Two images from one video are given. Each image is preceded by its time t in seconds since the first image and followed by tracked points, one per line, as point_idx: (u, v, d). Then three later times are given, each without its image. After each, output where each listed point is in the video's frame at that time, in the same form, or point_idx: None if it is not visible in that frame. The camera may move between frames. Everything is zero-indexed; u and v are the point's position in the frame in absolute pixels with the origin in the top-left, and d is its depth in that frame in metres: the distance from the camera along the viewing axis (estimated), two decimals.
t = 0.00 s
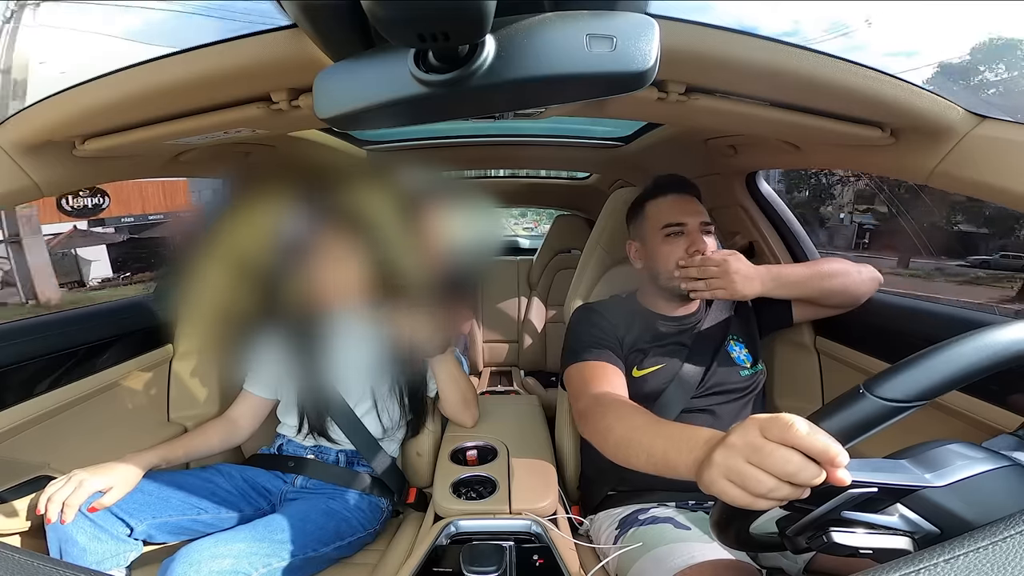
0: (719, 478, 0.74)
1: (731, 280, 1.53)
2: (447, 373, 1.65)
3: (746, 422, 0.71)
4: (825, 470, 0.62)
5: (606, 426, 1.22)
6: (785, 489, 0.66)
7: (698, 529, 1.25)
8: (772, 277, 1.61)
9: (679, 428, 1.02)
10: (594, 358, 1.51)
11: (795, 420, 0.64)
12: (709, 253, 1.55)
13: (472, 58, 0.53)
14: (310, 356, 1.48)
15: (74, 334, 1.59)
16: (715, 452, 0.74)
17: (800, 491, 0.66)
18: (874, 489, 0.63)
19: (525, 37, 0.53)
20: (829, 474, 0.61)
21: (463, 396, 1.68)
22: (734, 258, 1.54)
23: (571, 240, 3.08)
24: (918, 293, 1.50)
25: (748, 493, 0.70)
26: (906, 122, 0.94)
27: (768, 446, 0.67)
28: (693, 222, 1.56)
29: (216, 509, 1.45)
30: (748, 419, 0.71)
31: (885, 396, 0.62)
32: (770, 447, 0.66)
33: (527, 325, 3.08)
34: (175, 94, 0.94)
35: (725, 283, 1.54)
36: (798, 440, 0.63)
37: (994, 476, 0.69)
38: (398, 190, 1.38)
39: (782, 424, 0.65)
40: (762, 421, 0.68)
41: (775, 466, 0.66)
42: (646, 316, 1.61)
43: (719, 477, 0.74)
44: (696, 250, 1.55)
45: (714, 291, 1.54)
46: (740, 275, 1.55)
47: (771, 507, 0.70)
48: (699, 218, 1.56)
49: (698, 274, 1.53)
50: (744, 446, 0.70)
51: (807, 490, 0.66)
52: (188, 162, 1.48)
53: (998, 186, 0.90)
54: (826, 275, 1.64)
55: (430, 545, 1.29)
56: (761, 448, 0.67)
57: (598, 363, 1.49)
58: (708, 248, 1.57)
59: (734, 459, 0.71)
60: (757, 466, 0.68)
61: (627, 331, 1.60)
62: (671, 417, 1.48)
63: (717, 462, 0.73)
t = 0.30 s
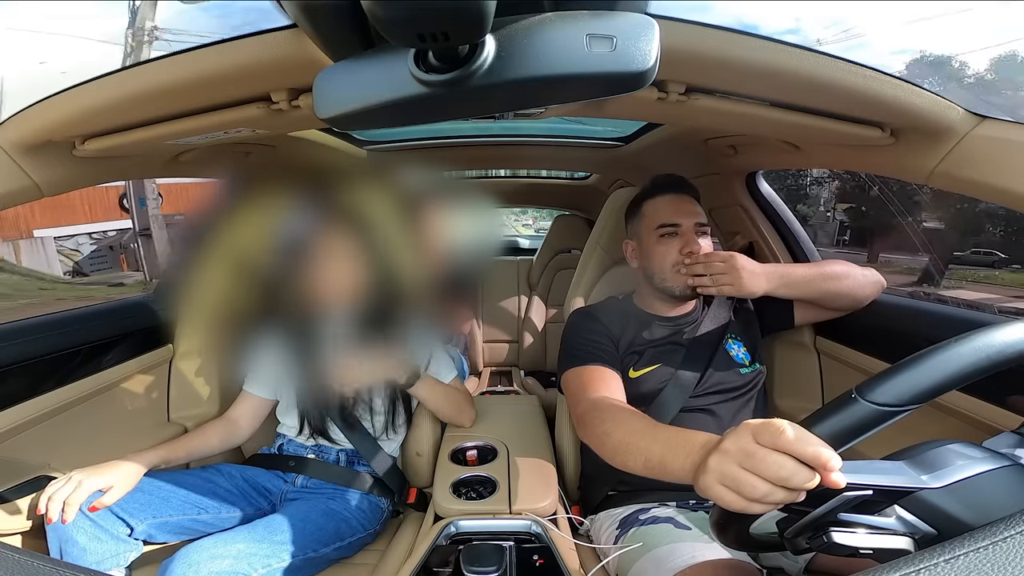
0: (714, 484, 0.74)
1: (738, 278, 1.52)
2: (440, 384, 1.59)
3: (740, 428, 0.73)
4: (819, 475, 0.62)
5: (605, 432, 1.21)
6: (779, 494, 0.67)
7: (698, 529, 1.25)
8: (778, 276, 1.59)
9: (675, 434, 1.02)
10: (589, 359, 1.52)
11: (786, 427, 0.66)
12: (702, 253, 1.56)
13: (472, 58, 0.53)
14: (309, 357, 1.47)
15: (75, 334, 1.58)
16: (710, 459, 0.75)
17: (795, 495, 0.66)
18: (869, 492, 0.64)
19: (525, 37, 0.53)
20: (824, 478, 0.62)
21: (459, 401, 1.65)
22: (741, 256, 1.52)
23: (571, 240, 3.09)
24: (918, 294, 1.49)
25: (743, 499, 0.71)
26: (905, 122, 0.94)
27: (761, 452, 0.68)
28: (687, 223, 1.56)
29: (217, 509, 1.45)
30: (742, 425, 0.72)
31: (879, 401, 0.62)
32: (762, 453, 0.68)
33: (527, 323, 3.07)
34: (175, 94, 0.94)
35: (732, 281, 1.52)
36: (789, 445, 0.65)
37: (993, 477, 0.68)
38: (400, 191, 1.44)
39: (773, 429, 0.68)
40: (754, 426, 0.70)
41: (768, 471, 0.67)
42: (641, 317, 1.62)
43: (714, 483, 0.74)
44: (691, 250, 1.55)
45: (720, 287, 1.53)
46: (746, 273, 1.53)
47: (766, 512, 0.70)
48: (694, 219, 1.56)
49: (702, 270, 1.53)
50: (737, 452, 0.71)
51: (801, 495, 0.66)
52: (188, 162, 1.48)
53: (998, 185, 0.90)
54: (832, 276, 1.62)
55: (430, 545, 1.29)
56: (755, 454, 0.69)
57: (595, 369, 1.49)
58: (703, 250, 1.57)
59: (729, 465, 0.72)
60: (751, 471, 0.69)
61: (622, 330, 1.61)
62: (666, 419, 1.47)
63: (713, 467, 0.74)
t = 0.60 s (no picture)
0: (713, 485, 0.74)
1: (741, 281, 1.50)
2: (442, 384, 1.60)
3: (740, 429, 0.73)
4: (817, 476, 0.62)
5: (604, 432, 1.21)
6: (778, 495, 0.67)
7: (697, 529, 1.25)
8: (781, 279, 1.59)
9: (675, 433, 1.02)
10: (588, 360, 1.52)
11: (784, 428, 0.66)
12: (700, 256, 1.56)
13: (472, 58, 0.53)
14: (309, 356, 1.48)
15: (74, 334, 1.58)
16: (709, 460, 0.75)
17: (794, 496, 0.66)
18: (868, 492, 0.64)
19: (525, 37, 0.53)
20: (822, 479, 0.62)
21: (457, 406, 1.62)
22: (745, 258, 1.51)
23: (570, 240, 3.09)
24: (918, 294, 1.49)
25: (742, 500, 0.71)
26: (905, 122, 0.94)
27: (760, 453, 0.68)
28: (687, 225, 1.56)
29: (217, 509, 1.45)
30: (741, 426, 0.72)
31: (877, 403, 0.62)
32: (761, 454, 0.68)
33: (527, 323, 3.07)
34: (175, 94, 0.94)
35: (736, 283, 1.51)
36: (788, 447, 0.65)
37: (993, 477, 0.68)
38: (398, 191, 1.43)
39: (772, 431, 0.67)
40: (753, 427, 0.70)
41: (767, 472, 0.67)
42: (641, 318, 1.62)
43: (714, 484, 0.74)
44: (691, 253, 1.55)
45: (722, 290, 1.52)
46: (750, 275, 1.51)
47: (765, 513, 0.70)
48: (693, 221, 1.56)
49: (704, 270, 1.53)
50: (736, 453, 0.71)
51: (801, 496, 0.66)
52: (188, 162, 1.48)
53: (998, 185, 0.90)
54: (835, 278, 1.62)
55: (430, 545, 1.29)
56: (754, 455, 0.69)
57: (593, 370, 1.49)
58: (703, 252, 1.57)
59: (728, 466, 0.72)
60: (750, 472, 0.69)
61: (621, 330, 1.61)
62: (665, 420, 1.47)
63: (712, 468, 0.74)
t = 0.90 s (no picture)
0: (714, 484, 0.74)
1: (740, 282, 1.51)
2: (440, 381, 1.58)
3: (741, 428, 0.73)
4: (820, 475, 0.63)
5: (605, 431, 1.21)
6: (780, 494, 0.67)
7: (698, 529, 1.25)
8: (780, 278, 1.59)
9: (675, 433, 1.02)
10: (589, 360, 1.52)
11: (788, 427, 0.66)
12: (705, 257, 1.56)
13: (472, 58, 0.53)
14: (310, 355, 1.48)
15: (73, 334, 1.58)
16: (711, 459, 0.75)
17: (796, 495, 0.66)
18: (869, 492, 0.64)
19: (525, 37, 0.53)
20: (824, 478, 0.62)
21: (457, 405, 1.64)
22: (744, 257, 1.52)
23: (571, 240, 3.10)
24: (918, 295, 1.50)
25: (744, 499, 0.71)
26: (905, 122, 0.94)
27: (762, 452, 0.68)
28: (692, 226, 1.56)
29: (217, 509, 1.46)
30: (742, 425, 0.72)
31: (879, 402, 0.62)
32: (764, 452, 0.68)
33: (527, 323, 3.07)
34: (175, 94, 0.94)
35: (735, 283, 1.51)
36: (791, 446, 0.65)
37: (993, 477, 0.69)
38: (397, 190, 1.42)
39: (774, 429, 0.68)
40: (755, 426, 0.70)
41: (770, 471, 0.67)
42: (642, 318, 1.62)
43: (715, 482, 0.74)
44: (696, 254, 1.56)
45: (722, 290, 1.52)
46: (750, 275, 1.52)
47: (767, 512, 0.70)
48: (698, 222, 1.56)
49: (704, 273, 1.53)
50: (738, 451, 0.71)
51: (802, 495, 0.66)
52: (188, 162, 1.48)
53: (998, 185, 0.90)
54: (836, 277, 1.61)
55: (430, 545, 1.29)
56: (756, 454, 0.69)
57: (593, 368, 1.49)
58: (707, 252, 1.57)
59: (730, 465, 0.72)
60: (752, 471, 0.69)
61: (622, 330, 1.60)
62: (667, 418, 1.47)
63: (714, 467, 0.74)
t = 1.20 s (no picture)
0: (717, 480, 0.74)
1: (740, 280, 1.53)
2: (447, 371, 1.61)
3: (746, 423, 0.73)
4: (825, 472, 0.63)
5: (605, 430, 1.22)
6: (783, 491, 0.67)
7: (697, 529, 1.25)
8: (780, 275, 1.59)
9: (675, 433, 1.02)
10: (589, 359, 1.52)
11: (793, 423, 0.66)
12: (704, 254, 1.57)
13: (472, 58, 0.53)
14: (310, 355, 1.48)
15: (72, 334, 1.59)
16: (714, 455, 0.75)
17: (801, 492, 0.67)
18: (873, 489, 0.64)
19: (524, 37, 0.53)
20: (829, 476, 0.62)
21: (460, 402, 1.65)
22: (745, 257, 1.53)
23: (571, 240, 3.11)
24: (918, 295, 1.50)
25: (747, 496, 0.71)
26: (905, 122, 0.94)
27: (766, 448, 0.68)
28: (690, 224, 1.56)
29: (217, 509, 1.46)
30: (748, 421, 0.72)
31: (885, 398, 0.62)
32: (768, 449, 0.68)
33: (528, 324, 3.08)
34: (174, 94, 0.94)
35: (736, 281, 1.53)
36: (797, 443, 0.65)
37: (993, 476, 0.69)
38: (396, 188, 1.40)
39: (779, 426, 0.67)
40: (761, 422, 0.69)
41: (774, 468, 0.67)
42: (642, 318, 1.62)
43: (718, 479, 0.74)
44: (694, 251, 1.56)
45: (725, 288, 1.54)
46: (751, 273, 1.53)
47: (770, 509, 0.70)
48: (696, 220, 1.56)
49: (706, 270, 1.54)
50: (742, 447, 0.71)
51: (807, 491, 0.66)
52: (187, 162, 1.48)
53: (997, 186, 0.90)
54: (837, 277, 1.61)
55: (430, 545, 1.29)
56: (761, 451, 0.68)
57: (594, 368, 1.49)
58: (704, 250, 1.58)
59: (734, 461, 0.72)
60: (756, 467, 0.69)
61: (622, 330, 1.60)
62: (668, 418, 1.47)
63: (716, 463, 0.74)
